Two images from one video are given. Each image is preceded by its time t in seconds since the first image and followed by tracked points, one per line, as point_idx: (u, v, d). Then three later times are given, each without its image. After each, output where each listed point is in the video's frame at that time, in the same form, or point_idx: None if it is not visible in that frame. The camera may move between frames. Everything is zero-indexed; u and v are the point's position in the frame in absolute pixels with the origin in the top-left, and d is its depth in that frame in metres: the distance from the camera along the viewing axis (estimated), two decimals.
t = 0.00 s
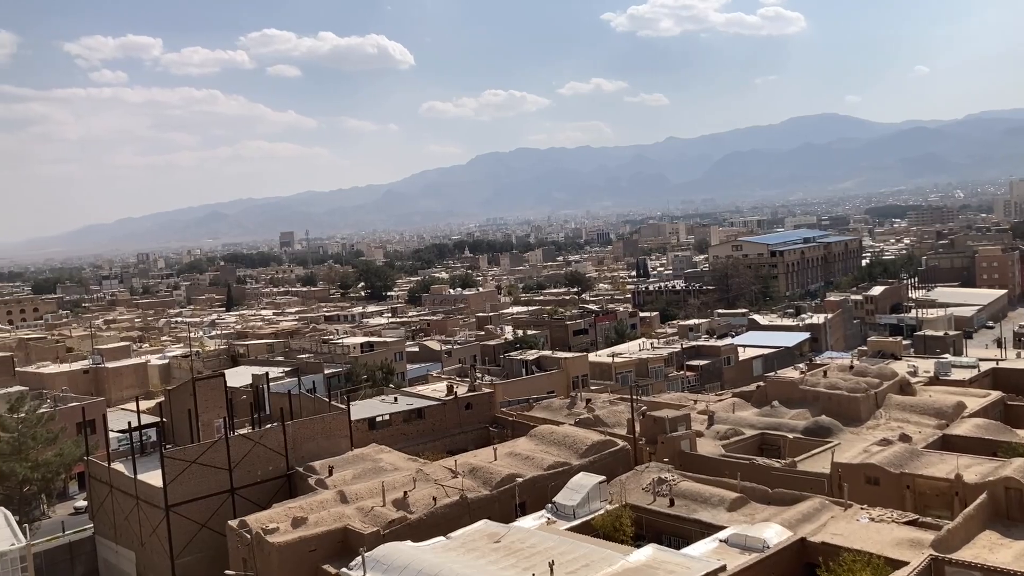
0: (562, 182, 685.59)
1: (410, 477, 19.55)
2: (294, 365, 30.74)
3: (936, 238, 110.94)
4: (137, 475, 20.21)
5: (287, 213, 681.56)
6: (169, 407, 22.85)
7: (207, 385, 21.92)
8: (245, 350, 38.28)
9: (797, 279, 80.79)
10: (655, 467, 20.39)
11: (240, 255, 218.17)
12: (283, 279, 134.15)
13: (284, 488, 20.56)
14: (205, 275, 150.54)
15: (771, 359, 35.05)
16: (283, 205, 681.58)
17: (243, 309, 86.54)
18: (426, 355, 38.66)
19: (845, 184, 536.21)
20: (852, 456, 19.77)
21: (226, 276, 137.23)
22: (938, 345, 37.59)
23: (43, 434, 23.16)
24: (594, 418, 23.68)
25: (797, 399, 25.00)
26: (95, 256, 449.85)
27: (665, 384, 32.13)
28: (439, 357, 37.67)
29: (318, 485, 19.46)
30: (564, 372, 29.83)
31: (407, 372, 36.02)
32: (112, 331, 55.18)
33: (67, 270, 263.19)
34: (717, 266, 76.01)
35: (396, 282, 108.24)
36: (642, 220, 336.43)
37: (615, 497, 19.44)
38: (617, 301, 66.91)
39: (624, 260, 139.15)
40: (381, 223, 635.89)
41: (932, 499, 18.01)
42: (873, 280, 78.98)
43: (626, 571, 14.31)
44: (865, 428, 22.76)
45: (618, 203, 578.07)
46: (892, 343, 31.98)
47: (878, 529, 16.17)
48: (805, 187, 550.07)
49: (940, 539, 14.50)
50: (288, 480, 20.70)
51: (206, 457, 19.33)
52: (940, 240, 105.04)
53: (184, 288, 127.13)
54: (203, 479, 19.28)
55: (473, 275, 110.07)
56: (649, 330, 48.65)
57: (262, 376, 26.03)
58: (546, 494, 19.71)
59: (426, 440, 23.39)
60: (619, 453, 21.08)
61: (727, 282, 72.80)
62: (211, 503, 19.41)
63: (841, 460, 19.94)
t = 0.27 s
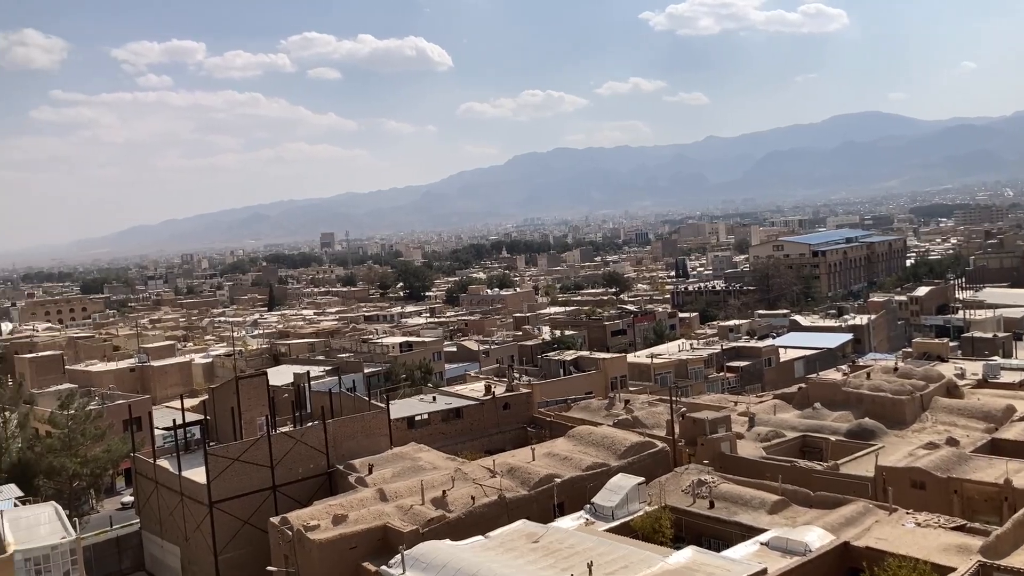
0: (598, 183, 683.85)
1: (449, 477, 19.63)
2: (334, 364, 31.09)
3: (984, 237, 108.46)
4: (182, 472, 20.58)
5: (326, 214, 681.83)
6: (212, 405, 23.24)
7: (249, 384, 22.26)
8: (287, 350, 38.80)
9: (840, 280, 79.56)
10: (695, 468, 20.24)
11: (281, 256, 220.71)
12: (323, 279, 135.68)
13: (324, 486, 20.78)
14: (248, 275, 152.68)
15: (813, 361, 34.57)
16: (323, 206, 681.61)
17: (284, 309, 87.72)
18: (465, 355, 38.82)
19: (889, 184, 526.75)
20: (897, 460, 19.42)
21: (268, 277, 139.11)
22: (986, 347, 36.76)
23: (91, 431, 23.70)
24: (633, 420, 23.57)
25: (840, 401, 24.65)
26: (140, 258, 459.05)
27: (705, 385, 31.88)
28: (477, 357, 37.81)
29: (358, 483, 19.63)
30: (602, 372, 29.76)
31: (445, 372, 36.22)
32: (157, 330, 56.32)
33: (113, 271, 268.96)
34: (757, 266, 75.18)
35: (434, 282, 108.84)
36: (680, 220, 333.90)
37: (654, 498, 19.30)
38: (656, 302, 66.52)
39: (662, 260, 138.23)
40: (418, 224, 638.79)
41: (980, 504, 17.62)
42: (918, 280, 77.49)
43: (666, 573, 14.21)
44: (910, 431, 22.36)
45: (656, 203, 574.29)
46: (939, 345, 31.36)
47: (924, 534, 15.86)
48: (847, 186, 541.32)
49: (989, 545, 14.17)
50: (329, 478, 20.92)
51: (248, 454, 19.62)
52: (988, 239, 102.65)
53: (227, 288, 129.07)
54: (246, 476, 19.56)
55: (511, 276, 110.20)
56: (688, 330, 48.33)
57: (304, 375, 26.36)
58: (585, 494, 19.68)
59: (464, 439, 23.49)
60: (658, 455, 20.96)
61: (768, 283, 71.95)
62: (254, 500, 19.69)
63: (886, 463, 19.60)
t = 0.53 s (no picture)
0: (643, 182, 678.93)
1: (496, 476, 19.64)
2: (382, 363, 31.39)
3: None
4: (234, 469, 20.95)
5: (374, 215, 681.89)
6: (263, 403, 23.63)
7: (299, 383, 22.59)
8: (336, 349, 39.26)
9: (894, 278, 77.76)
10: (744, 470, 19.96)
11: (330, 257, 222.99)
12: (370, 279, 137.07)
13: (372, 483, 20.97)
14: (297, 275, 154.68)
15: (866, 361, 33.84)
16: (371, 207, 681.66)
17: (333, 309, 88.84)
18: (511, 355, 38.87)
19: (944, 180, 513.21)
20: (954, 462, 18.89)
21: (317, 277, 140.85)
22: None
23: (147, 428, 24.38)
24: (681, 420, 23.34)
25: (894, 402, 24.10)
26: (193, 259, 469.22)
27: (754, 386, 31.44)
28: (523, 357, 37.81)
29: (406, 481, 19.77)
30: (650, 372, 29.54)
31: (491, 372, 36.32)
32: (210, 329, 57.53)
33: (168, 271, 275.36)
34: (808, 265, 73.86)
35: (480, 282, 109.19)
36: (728, 219, 329.65)
37: (703, 499, 19.06)
38: (704, 301, 65.78)
39: (711, 259, 136.61)
40: (463, 225, 640.54)
41: None
42: (976, 279, 75.32)
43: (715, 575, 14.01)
44: (969, 433, 21.76)
45: (702, 202, 567.91)
46: (998, 345, 30.47)
47: (983, 539, 15.41)
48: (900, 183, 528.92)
49: None
50: (377, 476, 21.10)
51: (298, 452, 19.90)
52: None
53: (277, 288, 131.00)
54: (295, 473, 19.84)
55: (557, 275, 109.96)
56: (737, 330, 47.73)
57: (352, 374, 26.67)
58: (632, 495, 19.54)
59: (511, 439, 23.51)
60: (707, 456, 20.72)
61: (819, 281, 70.64)
62: (304, 497, 19.97)
63: (943, 466, 19.09)
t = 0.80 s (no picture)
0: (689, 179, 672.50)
1: (542, 475, 19.64)
2: (428, 362, 31.62)
3: None
4: (284, 466, 21.30)
5: (420, 215, 682.23)
6: (312, 400, 23.97)
7: (347, 381, 22.88)
8: (382, 347, 39.64)
9: (950, 276, 75.79)
10: (794, 471, 19.66)
11: (376, 257, 224.85)
12: (416, 279, 138.06)
13: (419, 481, 21.14)
14: (345, 276, 156.24)
15: (920, 360, 33.03)
16: (417, 207, 681.72)
17: (379, 308, 89.71)
18: (557, 354, 38.84)
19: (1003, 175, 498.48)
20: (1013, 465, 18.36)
21: (364, 277, 142.26)
22: None
23: (200, 425, 24.77)
24: (729, 420, 23.07)
25: (951, 402, 23.51)
26: (244, 260, 478.09)
27: (804, 385, 30.96)
28: (569, 356, 37.76)
29: (453, 479, 19.89)
30: (697, 372, 29.26)
31: (537, 371, 36.34)
32: (260, 328, 58.55)
33: (219, 272, 280.90)
34: (860, 263, 72.38)
35: (525, 281, 109.25)
36: (777, 217, 324.44)
37: (752, 500, 18.80)
38: (753, 300, 64.89)
39: (760, 257, 134.73)
40: (508, 224, 640.86)
41: None
42: None
43: None
44: None
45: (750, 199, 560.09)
46: None
47: None
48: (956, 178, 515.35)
49: None
50: (424, 474, 21.27)
51: (347, 449, 20.14)
52: None
53: (326, 287, 132.52)
54: (344, 470, 20.09)
55: (603, 274, 109.44)
56: (787, 329, 47.02)
57: (400, 372, 26.95)
58: (679, 495, 19.37)
59: (557, 437, 23.49)
60: (756, 457, 20.45)
61: (872, 279, 69.18)
62: (352, 494, 20.21)
63: (1001, 468, 18.55)
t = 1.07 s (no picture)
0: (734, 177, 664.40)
1: (586, 475, 19.57)
2: (472, 361, 31.72)
3: None
4: (330, 464, 21.55)
5: (464, 215, 682.17)
6: (358, 399, 24.24)
7: (391, 380, 23.07)
8: (426, 346, 39.90)
9: (1006, 273, 73.65)
10: (843, 472, 19.29)
11: (420, 257, 226.02)
12: (460, 278, 138.58)
13: (463, 480, 21.22)
14: (389, 275, 157.37)
15: (975, 359, 32.11)
16: (460, 207, 681.75)
17: (424, 308, 90.29)
18: (601, 353, 38.69)
19: None
20: None
21: (408, 276, 143.16)
22: None
23: (248, 423, 25.14)
24: (777, 421, 22.73)
25: (1007, 403, 22.87)
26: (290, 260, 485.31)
27: (854, 385, 30.38)
28: (613, 356, 37.59)
29: (497, 478, 19.92)
30: (743, 371, 28.90)
31: (580, 370, 36.24)
32: (308, 328, 59.35)
33: (267, 272, 285.67)
34: (912, 260, 70.75)
35: (569, 280, 108.99)
36: (826, 214, 318.33)
37: (800, 501, 18.49)
38: (800, 298, 63.83)
39: (808, 255, 132.42)
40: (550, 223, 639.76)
41: None
42: None
43: None
44: None
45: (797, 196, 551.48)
46: None
47: None
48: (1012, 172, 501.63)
49: None
50: (468, 473, 21.34)
51: (392, 447, 20.31)
52: None
53: (371, 287, 133.70)
54: (389, 468, 20.27)
55: (646, 272, 108.64)
56: (835, 328, 46.18)
57: (444, 371, 27.10)
58: (725, 496, 19.15)
59: (601, 437, 23.39)
60: (804, 457, 20.12)
61: (924, 277, 67.56)
62: (397, 492, 20.38)
63: None
